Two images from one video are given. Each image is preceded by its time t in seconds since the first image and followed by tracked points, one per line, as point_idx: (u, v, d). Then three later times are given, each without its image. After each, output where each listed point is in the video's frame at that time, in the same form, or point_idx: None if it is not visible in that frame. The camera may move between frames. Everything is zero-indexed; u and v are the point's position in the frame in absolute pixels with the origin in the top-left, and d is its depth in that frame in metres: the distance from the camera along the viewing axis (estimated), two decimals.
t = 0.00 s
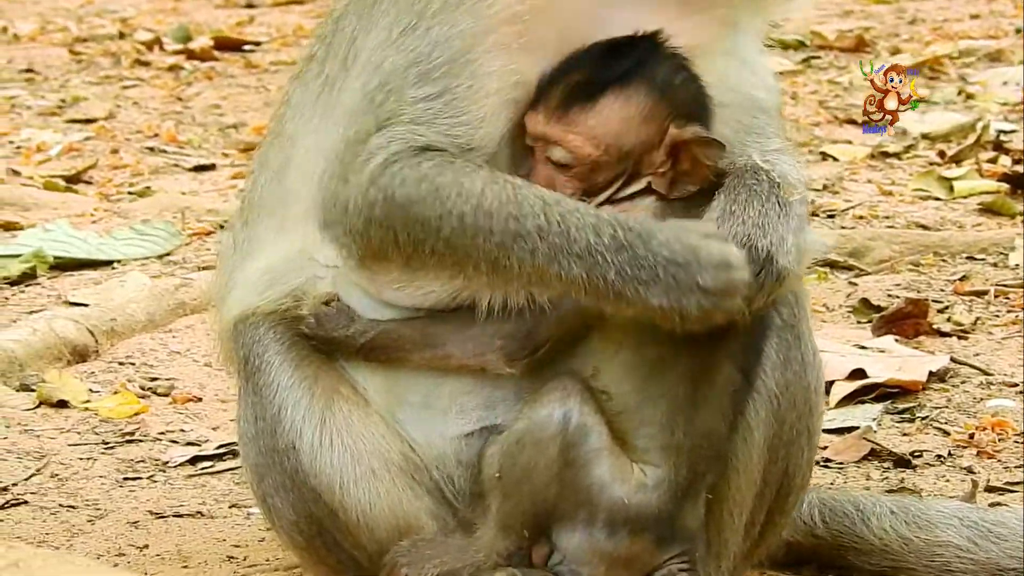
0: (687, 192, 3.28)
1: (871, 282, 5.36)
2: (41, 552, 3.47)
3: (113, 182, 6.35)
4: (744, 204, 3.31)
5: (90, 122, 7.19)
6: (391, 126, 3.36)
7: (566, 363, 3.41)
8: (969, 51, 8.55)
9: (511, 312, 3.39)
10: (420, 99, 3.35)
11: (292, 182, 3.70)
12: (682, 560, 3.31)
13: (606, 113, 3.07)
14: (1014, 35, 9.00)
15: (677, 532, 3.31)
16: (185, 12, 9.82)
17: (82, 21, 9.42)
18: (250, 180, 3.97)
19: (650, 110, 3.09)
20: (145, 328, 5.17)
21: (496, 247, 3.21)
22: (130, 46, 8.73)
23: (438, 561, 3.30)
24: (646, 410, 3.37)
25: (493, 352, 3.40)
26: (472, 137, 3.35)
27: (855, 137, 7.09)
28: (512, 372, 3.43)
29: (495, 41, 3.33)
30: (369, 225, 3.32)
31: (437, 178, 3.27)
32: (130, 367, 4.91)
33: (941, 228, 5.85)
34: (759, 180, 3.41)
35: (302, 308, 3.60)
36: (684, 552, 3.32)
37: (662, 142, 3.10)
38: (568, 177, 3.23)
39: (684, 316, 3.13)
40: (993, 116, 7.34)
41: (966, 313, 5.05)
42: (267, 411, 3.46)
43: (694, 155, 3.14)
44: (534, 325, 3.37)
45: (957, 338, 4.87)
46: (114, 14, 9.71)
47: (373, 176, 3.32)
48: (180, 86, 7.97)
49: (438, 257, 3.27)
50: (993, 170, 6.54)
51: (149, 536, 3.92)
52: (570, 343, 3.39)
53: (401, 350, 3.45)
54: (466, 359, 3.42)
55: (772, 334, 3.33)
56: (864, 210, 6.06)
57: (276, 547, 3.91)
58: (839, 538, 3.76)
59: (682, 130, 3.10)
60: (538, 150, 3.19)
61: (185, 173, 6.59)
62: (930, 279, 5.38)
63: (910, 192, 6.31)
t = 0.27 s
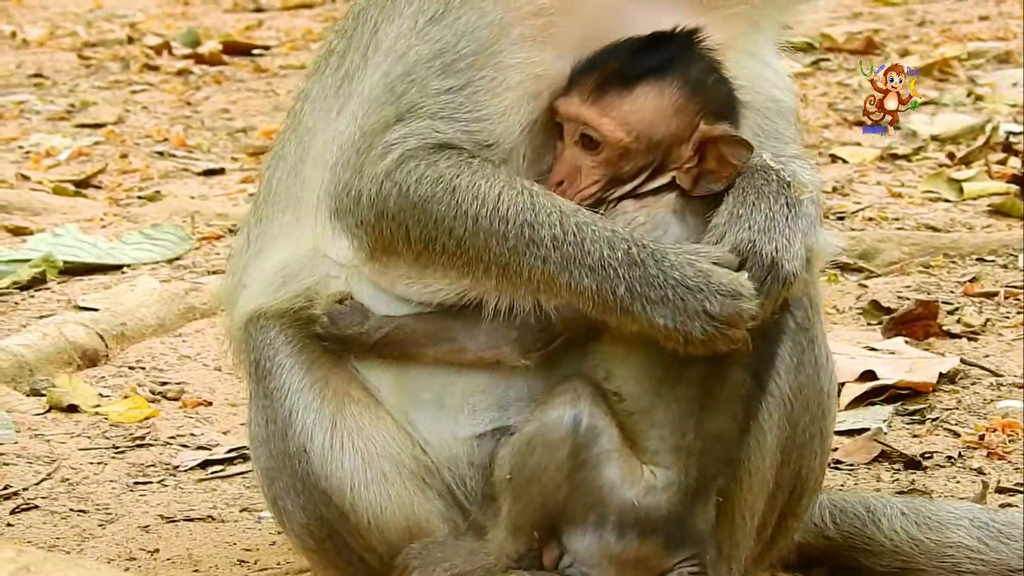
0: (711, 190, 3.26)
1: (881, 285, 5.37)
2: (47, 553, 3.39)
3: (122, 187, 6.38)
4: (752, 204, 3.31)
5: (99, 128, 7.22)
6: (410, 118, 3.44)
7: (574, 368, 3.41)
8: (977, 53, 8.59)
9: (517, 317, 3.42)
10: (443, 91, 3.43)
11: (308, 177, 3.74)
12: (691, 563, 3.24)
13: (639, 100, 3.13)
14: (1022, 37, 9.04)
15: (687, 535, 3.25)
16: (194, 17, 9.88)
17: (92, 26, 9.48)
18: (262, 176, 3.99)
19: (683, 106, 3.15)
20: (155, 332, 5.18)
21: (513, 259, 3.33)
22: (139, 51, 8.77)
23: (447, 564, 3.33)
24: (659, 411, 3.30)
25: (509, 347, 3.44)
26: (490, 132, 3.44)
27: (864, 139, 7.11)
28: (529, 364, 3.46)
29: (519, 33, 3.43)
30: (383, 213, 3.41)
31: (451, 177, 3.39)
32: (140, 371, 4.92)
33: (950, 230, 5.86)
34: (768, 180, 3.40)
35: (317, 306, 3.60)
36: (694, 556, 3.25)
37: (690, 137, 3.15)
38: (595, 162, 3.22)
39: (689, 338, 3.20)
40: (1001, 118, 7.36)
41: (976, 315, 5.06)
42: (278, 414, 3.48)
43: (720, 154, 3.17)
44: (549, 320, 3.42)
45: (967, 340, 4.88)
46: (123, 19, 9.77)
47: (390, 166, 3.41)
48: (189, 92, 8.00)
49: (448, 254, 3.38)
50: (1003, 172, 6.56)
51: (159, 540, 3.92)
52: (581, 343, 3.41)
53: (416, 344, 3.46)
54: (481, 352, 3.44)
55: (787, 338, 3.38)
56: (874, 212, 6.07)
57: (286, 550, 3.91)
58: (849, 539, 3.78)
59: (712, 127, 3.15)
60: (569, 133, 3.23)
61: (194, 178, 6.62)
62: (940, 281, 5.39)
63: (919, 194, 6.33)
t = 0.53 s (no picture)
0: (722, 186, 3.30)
1: (889, 281, 5.38)
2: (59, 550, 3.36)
3: (130, 185, 6.41)
4: (755, 202, 3.30)
5: (107, 125, 7.24)
6: (416, 113, 3.46)
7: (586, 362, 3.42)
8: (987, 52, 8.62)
9: (513, 319, 3.45)
10: (450, 85, 3.45)
11: (312, 173, 3.74)
12: (701, 560, 3.25)
13: (654, 91, 3.16)
14: None
15: (697, 532, 3.26)
16: (204, 15, 9.93)
17: (101, 23, 9.52)
18: (269, 173, 4.00)
19: (698, 97, 3.18)
20: (164, 330, 5.21)
21: (514, 262, 3.37)
22: (147, 48, 8.81)
23: (455, 560, 3.33)
24: (668, 409, 3.31)
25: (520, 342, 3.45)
26: (495, 126, 3.46)
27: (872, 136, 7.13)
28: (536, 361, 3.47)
29: (527, 27, 3.45)
30: (388, 209, 3.45)
31: (455, 175, 3.42)
32: (149, 368, 4.94)
33: (959, 227, 5.87)
34: (771, 177, 3.37)
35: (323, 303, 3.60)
36: (704, 552, 3.26)
37: (702, 131, 3.17)
38: (607, 152, 3.20)
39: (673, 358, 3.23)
40: (1010, 115, 7.39)
41: (985, 312, 5.08)
42: (285, 412, 3.50)
43: (732, 147, 3.20)
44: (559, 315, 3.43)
45: (975, 337, 4.89)
46: (132, 16, 9.82)
47: (397, 162, 3.44)
48: (197, 89, 8.03)
49: (448, 254, 3.42)
50: (1011, 169, 6.57)
51: (168, 537, 3.92)
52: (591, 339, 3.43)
53: (425, 341, 3.48)
54: (490, 346, 3.46)
55: (795, 333, 3.42)
56: (883, 209, 6.09)
57: (295, 547, 3.91)
58: (858, 535, 3.80)
59: (724, 122, 3.18)
60: (582, 122, 3.24)
61: (203, 176, 6.65)
62: (948, 278, 5.40)
63: (928, 191, 6.34)
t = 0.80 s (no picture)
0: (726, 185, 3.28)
1: (896, 278, 5.38)
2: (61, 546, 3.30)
3: (137, 181, 6.43)
4: (758, 203, 3.30)
5: (114, 122, 7.25)
6: (418, 112, 3.45)
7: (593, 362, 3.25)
8: (992, 47, 8.67)
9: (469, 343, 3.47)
10: (453, 83, 3.44)
11: (316, 171, 3.76)
12: (705, 557, 3.26)
13: (656, 89, 3.15)
14: None
15: (703, 531, 3.26)
16: (210, 11, 9.96)
17: (107, 19, 9.55)
18: (275, 169, 4.00)
19: (699, 96, 3.16)
20: (170, 326, 5.22)
21: (476, 285, 3.33)
22: (154, 44, 8.83)
23: (461, 557, 3.35)
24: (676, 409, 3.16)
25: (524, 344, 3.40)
26: (495, 126, 3.45)
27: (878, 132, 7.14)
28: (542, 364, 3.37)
29: (530, 23, 3.45)
30: (376, 209, 3.42)
31: (443, 179, 3.40)
32: (154, 365, 4.95)
33: (965, 223, 5.87)
34: (775, 178, 3.38)
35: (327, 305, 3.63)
36: (709, 550, 3.27)
37: (704, 131, 3.15)
38: (608, 152, 3.20)
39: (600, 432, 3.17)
40: (1016, 112, 7.41)
41: (991, 308, 5.08)
42: (289, 409, 3.53)
43: (734, 146, 3.18)
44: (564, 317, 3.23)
45: (981, 333, 4.89)
46: (138, 12, 9.85)
47: (390, 161, 3.42)
48: (204, 86, 8.05)
49: (421, 264, 3.37)
50: (1018, 166, 6.58)
51: (173, 534, 3.91)
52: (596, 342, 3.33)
53: (428, 343, 3.52)
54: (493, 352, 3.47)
55: (801, 330, 3.42)
56: (889, 205, 6.09)
57: (300, 544, 3.91)
58: (862, 531, 3.80)
59: (726, 121, 3.16)
60: (586, 120, 3.24)
61: (209, 172, 6.66)
62: (955, 274, 5.40)
63: (934, 187, 6.35)
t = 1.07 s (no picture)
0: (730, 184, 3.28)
1: (899, 274, 5.38)
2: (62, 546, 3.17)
3: (141, 178, 6.44)
4: (762, 204, 3.31)
5: (118, 118, 7.26)
6: (425, 113, 3.39)
7: (600, 356, 3.25)
8: (994, 43, 8.68)
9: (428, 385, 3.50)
10: (461, 81, 3.39)
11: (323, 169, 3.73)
12: (709, 554, 3.31)
13: (661, 91, 3.15)
14: None
15: (707, 529, 3.30)
16: (213, 7, 9.97)
17: (111, 15, 9.56)
18: (280, 164, 4.01)
19: (703, 96, 3.16)
20: (174, 323, 5.23)
21: (433, 326, 3.32)
22: (157, 41, 8.84)
23: (463, 555, 3.37)
24: (682, 406, 3.18)
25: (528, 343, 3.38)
26: (501, 127, 3.41)
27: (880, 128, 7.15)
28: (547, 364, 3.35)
29: (539, 19, 3.41)
30: (365, 216, 3.39)
31: (434, 189, 3.36)
32: (158, 362, 4.96)
33: (968, 219, 5.87)
34: (780, 179, 3.40)
35: (332, 304, 3.64)
36: (712, 547, 3.32)
37: (708, 131, 3.17)
38: (613, 153, 3.20)
39: (471, 515, 3.23)
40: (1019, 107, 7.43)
41: (994, 305, 5.08)
42: (293, 407, 3.55)
43: (738, 146, 3.18)
44: (569, 317, 3.26)
45: (984, 330, 4.90)
46: (141, 8, 9.86)
47: (387, 166, 3.38)
48: (207, 82, 8.06)
49: (392, 285, 3.36)
50: (1020, 162, 6.59)
51: (177, 531, 3.91)
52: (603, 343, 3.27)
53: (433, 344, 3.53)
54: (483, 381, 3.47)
55: (805, 327, 3.42)
56: (892, 202, 6.09)
57: (303, 541, 3.91)
58: (865, 528, 3.79)
59: (731, 121, 3.16)
60: (590, 120, 3.23)
61: (213, 169, 6.68)
62: (958, 271, 5.41)
63: (938, 183, 6.35)
